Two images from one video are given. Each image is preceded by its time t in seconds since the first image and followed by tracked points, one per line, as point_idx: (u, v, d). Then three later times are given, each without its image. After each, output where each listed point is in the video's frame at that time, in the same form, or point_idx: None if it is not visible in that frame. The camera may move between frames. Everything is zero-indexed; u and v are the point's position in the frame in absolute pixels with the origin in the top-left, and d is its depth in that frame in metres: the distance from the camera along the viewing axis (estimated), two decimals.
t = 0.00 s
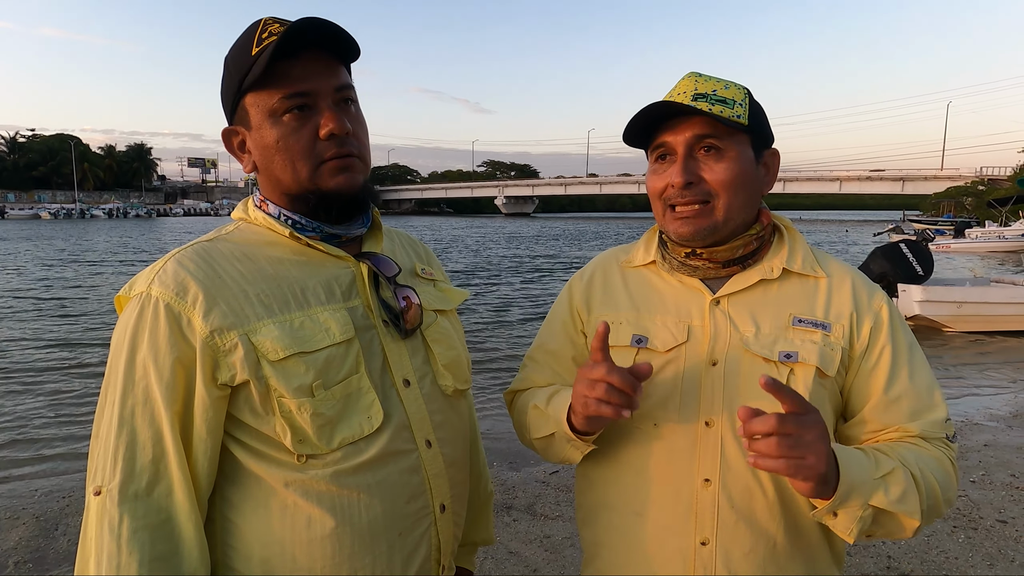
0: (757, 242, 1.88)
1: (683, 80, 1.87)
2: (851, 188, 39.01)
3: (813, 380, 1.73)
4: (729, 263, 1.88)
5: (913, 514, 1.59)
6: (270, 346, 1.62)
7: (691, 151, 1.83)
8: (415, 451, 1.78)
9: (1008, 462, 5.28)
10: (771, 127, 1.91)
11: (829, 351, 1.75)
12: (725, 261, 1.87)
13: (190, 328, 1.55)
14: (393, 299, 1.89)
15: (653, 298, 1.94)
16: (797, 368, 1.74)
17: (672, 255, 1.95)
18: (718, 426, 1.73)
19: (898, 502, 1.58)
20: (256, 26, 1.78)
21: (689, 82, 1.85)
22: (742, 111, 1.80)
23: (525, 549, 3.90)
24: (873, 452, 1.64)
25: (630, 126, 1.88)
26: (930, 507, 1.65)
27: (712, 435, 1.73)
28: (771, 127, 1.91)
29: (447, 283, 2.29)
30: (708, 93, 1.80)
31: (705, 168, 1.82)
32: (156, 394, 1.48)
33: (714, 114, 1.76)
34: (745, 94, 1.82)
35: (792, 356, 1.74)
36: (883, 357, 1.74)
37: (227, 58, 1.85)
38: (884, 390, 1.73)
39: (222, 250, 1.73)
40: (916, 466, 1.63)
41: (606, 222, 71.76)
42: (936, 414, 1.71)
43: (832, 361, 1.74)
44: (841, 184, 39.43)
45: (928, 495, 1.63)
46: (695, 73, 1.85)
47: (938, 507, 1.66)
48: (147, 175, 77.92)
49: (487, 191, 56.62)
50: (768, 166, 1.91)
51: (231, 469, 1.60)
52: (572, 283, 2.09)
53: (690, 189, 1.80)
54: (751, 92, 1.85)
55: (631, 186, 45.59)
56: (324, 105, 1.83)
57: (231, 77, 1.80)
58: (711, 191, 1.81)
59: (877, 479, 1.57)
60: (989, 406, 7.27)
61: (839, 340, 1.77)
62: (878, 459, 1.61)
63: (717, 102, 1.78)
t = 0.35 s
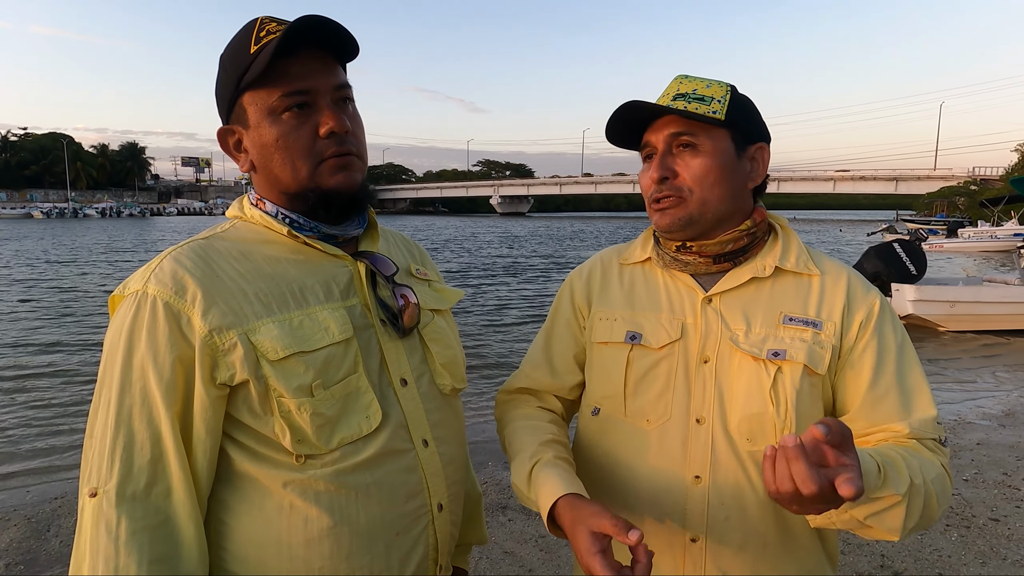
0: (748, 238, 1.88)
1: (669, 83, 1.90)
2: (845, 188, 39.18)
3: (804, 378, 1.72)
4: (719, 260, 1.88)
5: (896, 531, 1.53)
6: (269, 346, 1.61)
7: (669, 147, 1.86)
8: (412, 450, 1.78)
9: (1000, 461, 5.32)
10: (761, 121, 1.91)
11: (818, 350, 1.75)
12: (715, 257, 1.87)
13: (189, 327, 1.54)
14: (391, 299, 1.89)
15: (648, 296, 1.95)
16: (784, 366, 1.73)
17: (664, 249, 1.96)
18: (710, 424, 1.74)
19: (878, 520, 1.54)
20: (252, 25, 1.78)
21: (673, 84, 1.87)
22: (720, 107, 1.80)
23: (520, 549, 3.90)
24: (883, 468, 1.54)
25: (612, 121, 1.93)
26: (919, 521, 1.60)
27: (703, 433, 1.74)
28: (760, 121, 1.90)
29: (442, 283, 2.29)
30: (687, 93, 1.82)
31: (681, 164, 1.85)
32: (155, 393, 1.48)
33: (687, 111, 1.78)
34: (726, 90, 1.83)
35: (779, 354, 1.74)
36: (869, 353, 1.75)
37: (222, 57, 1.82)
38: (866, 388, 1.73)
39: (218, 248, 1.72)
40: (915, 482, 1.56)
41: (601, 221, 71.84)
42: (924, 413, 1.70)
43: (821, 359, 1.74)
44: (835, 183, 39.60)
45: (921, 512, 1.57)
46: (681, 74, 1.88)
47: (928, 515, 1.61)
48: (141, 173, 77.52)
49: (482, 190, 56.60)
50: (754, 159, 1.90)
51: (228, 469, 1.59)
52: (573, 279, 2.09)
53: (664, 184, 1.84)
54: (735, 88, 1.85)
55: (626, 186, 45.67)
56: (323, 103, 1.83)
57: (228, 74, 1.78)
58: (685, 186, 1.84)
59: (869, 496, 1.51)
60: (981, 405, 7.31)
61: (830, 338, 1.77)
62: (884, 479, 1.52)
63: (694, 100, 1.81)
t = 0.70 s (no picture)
0: (749, 241, 1.88)
1: (659, 87, 1.88)
2: (845, 188, 39.18)
3: (806, 378, 1.73)
4: (720, 264, 1.88)
5: (843, 494, 1.51)
6: (274, 343, 1.61)
7: (664, 155, 1.85)
8: (416, 449, 1.78)
9: (1000, 461, 5.31)
10: (752, 121, 1.89)
11: (820, 350, 1.75)
12: (715, 260, 1.87)
13: (194, 325, 1.54)
14: (395, 297, 1.89)
15: (652, 296, 1.95)
16: (786, 367, 1.74)
17: (664, 254, 1.96)
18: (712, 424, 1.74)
19: (828, 478, 1.52)
20: (261, 24, 1.78)
21: (663, 89, 1.85)
22: (712, 112, 1.78)
23: (520, 550, 3.90)
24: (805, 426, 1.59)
25: (604, 132, 1.91)
26: (880, 493, 1.56)
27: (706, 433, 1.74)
28: (752, 121, 1.89)
29: (446, 282, 2.28)
30: (677, 98, 1.80)
31: (677, 171, 1.84)
32: (160, 391, 1.48)
33: (679, 118, 1.77)
34: (716, 92, 1.80)
35: (781, 355, 1.74)
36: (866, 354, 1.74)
37: (230, 57, 1.82)
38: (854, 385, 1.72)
39: (222, 246, 1.72)
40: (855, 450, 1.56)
41: (601, 221, 71.86)
42: (907, 411, 1.66)
43: (824, 360, 1.74)
44: (835, 184, 39.59)
45: (876, 481, 1.55)
46: (670, 77, 1.86)
47: (888, 489, 1.56)
48: (141, 174, 77.51)
49: (482, 190, 56.59)
50: (750, 161, 1.89)
51: (231, 468, 1.58)
52: (576, 280, 2.08)
53: (664, 193, 1.83)
54: (725, 89, 1.83)
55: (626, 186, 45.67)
56: (332, 105, 1.83)
57: (236, 73, 1.78)
58: (683, 194, 1.83)
59: (802, 451, 1.52)
60: (981, 405, 7.30)
61: (831, 339, 1.77)
62: (809, 431, 1.56)
63: (684, 106, 1.79)
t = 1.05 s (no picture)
0: (756, 239, 1.87)
1: (668, 83, 1.88)
2: (849, 186, 39.02)
3: (816, 378, 1.71)
4: (727, 262, 1.87)
5: (885, 519, 1.55)
6: (279, 341, 1.61)
7: (674, 151, 1.84)
8: (421, 446, 1.78)
9: (1006, 460, 5.29)
10: (763, 119, 1.89)
11: (829, 350, 1.74)
12: (722, 259, 1.86)
13: (198, 322, 1.54)
14: (400, 295, 1.90)
15: (657, 295, 1.94)
16: (796, 367, 1.72)
17: (671, 253, 1.95)
18: (717, 425, 1.73)
19: (869, 505, 1.55)
20: (266, 21, 1.77)
21: (673, 84, 1.85)
22: (723, 109, 1.79)
23: (524, 547, 3.90)
24: (835, 456, 1.60)
25: (614, 128, 1.90)
26: (912, 511, 1.60)
27: (711, 435, 1.73)
28: (762, 119, 1.89)
29: (450, 279, 2.28)
30: (688, 94, 1.80)
31: (687, 169, 1.83)
32: (166, 389, 1.48)
33: (690, 114, 1.77)
34: (727, 89, 1.81)
35: (790, 354, 1.73)
36: (876, 354, 1.73)
37: (234, 54, 1.81)
38: (872, 389, 1.71)
39: (226, 244, 1.71)
40: (885, 468, 1.59)
41: (604, 219, 71.76)
42: (925, 413, 1.69)
43: (833, 360, 1.72)
44: (840, 181, 39.46)
45: (909, 500, 1.59)
46: (678, 73, 1.85)
47: (919, 505, 1.61)
48: (145, 172, 77.75)
49: (485, 188, 56.58)
50: (759, 158, 1.89)
51: (237, 465, 1.59)
52: (576, 284, 2.08)
53: (674, 191, 1.82)
54: (736, 86, 1.83)
55: (629, 184, 45.60)
56: (336, 101, 1.83)
57: (242, 70, 1.77)
58: (694, 192, 1.82)
59: (840, 485, 1.54)
60: (987, 403, 7.28)
61: (840, 338, 1.76)
62: (842, 461, 1.58)
63: (696, 102, 1.79)
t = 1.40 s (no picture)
0: (766, 239, 1.86)
1: (690, 76, 1.86)
2: (852, 184, 38.93)
3: (822, 380, 1.71)
4: (736, 263, 1.86)
5: (912, 522, 1.56)
6: (280, 341, 1.61)
7: (694, 149, 1.83)
8: (421, 446, 1.78)
9: (1009, 459, 5.28)
10: (783, 120, 1.89)
11: (837, 352, 1.74)
12: (732, 258, 1.85)
13: (199, 322, 1.54)
14: (400, 295, 1.89)
15: (663, 295, 1.93)
16: (804, 368, 1.71)
17: (680, 251, 1.94)
18: (722, 424, 1.73)
19: (896, 509, 1.56)
20: (263, 20, 1.77)
21: (695, 77, 1.83)
22: (746, 107, 1.78)
23: (526, 545, 3.90)
24: (866, 458, 1.60)
25: (633, 123, 1.88)
26: (930, 514, 1.62)
27: (716, 434, 1.73)
28: (782, 120, 1.89)
29: (452, 278, 2.28)
30: (712, 90, 1.79)
31: (706, 167, 1.82)
32: (166, 388, 1.48)
33: (716, 111, 1.75)
34: (751, 88, 1.80)
35: (798, 355, 1.72)
36: (885, 358, 1.73)
37: (234, 52, 1.81)
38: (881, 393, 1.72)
39: (228, 244, 1.71)
40: (910, 471, 1.60)
41: (606, 218, 71.69)
42: (937, 416, 1.69)
43: (840, 362, 1.72)
44: (842, 180, 39.39)
45: (928, 502, 1.60)
46: (702, 68, 1.84)
47: (937, 508, 1.62)
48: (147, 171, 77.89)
49: (487, 187, 56.54)
50: (778, 160, 1.89)
51: (237, 464, 1.59)
52: (580, 282, 2.08)
53: (694, 189, 1.80)
54: (760, 85, 1.83)
55: (631, 182, 45.56)
56: (338, 95, 1.83)
57: (242, 67, 1.77)
58: (712, 192, 1.81)
59: (870, 488, 1.55)
60: (990, 402, 7.26)
61: (847, 341, 1.76)
62: (872, 464, 1.58)
63: (720, 99, 1.77)
